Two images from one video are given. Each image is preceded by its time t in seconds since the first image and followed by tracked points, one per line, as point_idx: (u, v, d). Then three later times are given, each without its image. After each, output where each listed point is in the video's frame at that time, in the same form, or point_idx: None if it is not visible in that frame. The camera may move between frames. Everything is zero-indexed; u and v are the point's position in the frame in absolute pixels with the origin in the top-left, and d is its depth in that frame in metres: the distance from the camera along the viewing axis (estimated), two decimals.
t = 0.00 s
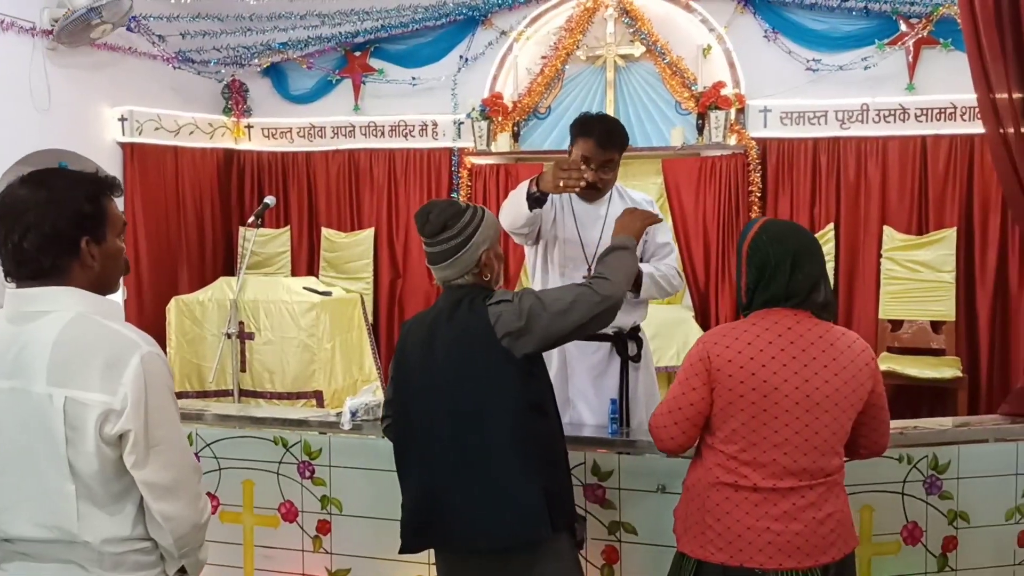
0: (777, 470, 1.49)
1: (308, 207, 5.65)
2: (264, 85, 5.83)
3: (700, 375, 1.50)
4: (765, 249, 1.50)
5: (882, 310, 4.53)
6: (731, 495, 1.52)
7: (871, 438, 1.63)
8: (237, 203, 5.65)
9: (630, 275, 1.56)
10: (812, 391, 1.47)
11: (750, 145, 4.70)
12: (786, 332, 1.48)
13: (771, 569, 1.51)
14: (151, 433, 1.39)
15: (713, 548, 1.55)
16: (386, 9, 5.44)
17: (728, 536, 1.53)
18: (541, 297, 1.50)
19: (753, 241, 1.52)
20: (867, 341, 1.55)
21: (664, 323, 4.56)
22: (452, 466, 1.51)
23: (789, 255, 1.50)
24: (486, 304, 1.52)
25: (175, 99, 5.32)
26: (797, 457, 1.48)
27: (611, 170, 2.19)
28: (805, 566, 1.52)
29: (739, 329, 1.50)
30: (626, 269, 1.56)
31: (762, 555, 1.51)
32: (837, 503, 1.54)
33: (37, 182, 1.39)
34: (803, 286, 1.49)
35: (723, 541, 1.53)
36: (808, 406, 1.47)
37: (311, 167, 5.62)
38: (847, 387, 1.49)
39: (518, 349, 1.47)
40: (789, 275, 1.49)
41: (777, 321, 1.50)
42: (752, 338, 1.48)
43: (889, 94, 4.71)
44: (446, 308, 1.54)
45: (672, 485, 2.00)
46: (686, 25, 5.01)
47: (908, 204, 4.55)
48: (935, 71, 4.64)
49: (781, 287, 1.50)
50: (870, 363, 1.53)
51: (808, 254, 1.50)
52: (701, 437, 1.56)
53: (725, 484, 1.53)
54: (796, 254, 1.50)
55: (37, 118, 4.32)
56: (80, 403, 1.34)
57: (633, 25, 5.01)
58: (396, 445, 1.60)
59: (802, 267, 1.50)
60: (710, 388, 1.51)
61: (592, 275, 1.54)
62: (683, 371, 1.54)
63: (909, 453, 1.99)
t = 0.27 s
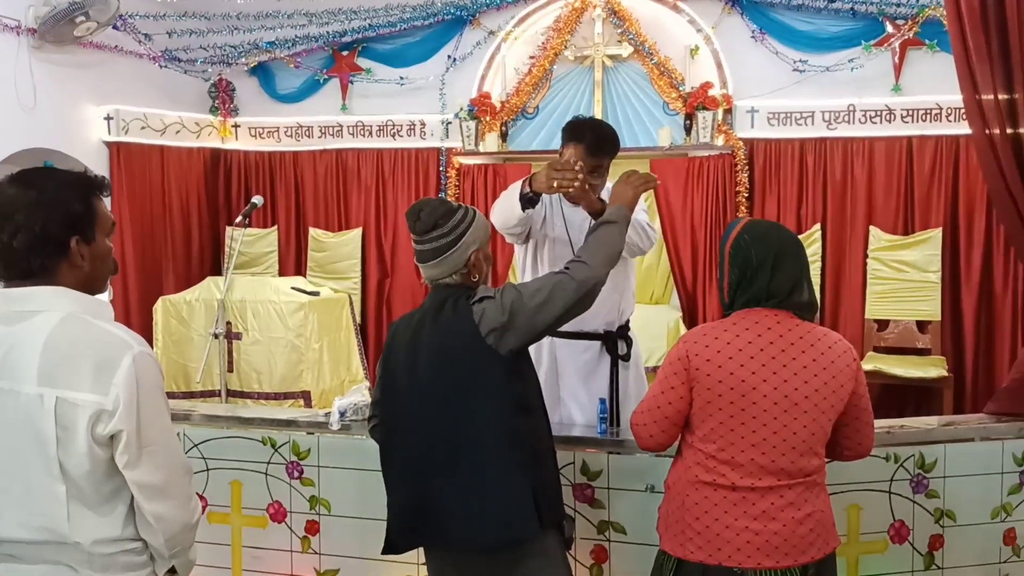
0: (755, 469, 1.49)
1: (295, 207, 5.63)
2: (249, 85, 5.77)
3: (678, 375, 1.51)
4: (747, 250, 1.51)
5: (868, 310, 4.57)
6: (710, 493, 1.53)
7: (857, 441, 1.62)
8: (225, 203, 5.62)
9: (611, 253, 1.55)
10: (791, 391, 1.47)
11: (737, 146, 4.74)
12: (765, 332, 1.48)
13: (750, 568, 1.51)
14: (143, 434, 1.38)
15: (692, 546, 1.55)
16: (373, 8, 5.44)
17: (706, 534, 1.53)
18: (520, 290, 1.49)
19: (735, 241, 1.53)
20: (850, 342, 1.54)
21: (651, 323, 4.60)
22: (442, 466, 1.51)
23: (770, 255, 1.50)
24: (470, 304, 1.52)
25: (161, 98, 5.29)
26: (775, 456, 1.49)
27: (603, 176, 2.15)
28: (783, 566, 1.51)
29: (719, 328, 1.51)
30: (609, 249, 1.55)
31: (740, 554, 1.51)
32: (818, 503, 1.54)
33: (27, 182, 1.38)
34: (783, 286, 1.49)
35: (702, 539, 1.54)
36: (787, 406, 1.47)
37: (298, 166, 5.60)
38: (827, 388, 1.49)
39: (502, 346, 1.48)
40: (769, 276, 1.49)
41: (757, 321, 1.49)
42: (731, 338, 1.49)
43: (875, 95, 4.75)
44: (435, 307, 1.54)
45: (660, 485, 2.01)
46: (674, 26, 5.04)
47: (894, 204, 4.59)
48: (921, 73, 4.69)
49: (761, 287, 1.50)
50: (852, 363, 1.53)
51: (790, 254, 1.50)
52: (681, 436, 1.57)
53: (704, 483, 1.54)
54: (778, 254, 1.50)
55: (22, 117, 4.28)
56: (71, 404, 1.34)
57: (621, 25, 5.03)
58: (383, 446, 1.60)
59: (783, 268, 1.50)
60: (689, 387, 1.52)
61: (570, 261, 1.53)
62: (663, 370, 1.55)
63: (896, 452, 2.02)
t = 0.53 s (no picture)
0: (743, 468, 1.50)
1: (287, 207, 5.61)
2: (242, 84, 5.76)
3: (666, 374, 1.51)
4: (733, 249, 1.52)
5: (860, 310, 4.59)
6: (697, 493, 1.53)
7: (844, 439, 1.63)
8: (216, 203, 5.59)
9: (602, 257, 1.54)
10: (777, 391, 1.47)
11: (730, 145, 4.76)
12: (752, 332, 1.49)
13: (737, 567, 1.52)
14: (139, 433, 1.38)
15: (679, 545, 1.56)
16: (366, 8, 5.45)
17: (693, 533, 1.54)
18: (516, 294, 1.49)
19: (722, 240, 1.54)
20: (836, 342, 1.55)
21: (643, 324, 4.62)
22: (437, 465, 1.51)
23: (757, 255, 1.51)
24: (464, 303, 1.52)
25: (152, 97, 5.26)
26: (761, 456, 1.49)
27: (594, 174, 2.15)
28: (770, 565, 1.52)
29: (706, 328, 1.51)
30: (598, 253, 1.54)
31: (727, 553, 1.51)
32: (805, 502, 1.55)
33: (21, 180, 1.38)
34: (770, 286, 1.50)
35: (689, 538, 1.54)
36: (773, 406, 1.48)
37: (290, 166, 5.58)
38: (814, 387, 1.50)
39: (495, 348, 1.47)
40: (756, 275, 1.50)
41: (744, 321, 1.50)
42: (717, 337, 1.49)
43: (867, 95, 4.77)
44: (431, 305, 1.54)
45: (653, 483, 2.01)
46: (666, 26, 5.05)
47: (885, 204, 4.61)
48: (912, 73, 4.72)
49: (748, 286, 1.50)
50: (838, 363, 1.53)
51: (777, 254, 1.51)
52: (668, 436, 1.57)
53: (691, 482, 1.54)
54: (764, 253, 1.51)
55: (13, 116, 4.25)
56: (67, 403, 1.33)
57: (614, 25, 5.04)
58: (377, 446, 1.60)
59: (770, 267, 1.50)
60: (676, 387, 1.52)
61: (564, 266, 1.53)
62: (650, 370, 1.55)
63: (889, 451, 2.03)
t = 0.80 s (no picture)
0: (736, 469, 1.50)
1: (283, 207, 5.61)
2: (237, 84, 5.75)
3: (661, 376, 1.51)
4: (727, 250, 1.52)
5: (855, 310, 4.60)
6: (690, 493, 1.53)
7: (835, 439, 1.63)
8: (212, 203, 5.58)
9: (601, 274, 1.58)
10: (771, 391, 1.48)
11: (725, 146, 4.77)
12: (746, 333, 1.49)
13: (730, 567, 1.52)
14: (135, 433, 1.38)
15: (672, 546, 1.56)
16: (362, 8, 5.45)
17: (686, 533, 1.54)
18: (528, 302, 1.50)
19: (715, 241, 1.54)
20: (828, 342, 1.56)
21: (641, 326, 4.59)
22: (434, 465, 1.51)
23: (750, 255, 1.51)
24: (470, 303, 1.53)
25: (148, 98, 5.25)
26: (755, 456, 1.49)
27: (587, 172, 2.19)
28: (762, 564, 1.52)
29: (701, 329, 1.51)
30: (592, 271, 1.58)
31: (719, 553, 1.52)
32: (796, 502, 1.56)
33: (16, 180, 1.37)
34: (764, 286, 1.50)
35: (682, 538, 1.55)
36: (767, 407, 1.48)
37: (286, 166, 5.58)
38: (806, 388, 1.50)
39: (501, 352, 1.48)
40: (750, 276, 1.50)
41: (738, 322, 1.50)
42: (712, 338, 1.49)
43: (863, 95, 4.79)
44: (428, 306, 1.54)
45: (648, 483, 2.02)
46: (662, 27, 5.06)
47: (880, 204, 4.62)
48: (906, 74, 4.74)
49: (742, 287, 1.51)
50: (829, 363, 1.54)
51: (770, 255, 1.52)
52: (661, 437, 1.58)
53: (684, 483, 1.54)
54: (757, 254, 1.51)
55: (8, 116, 4.24)
56: (62, 403, 1.33)
57: (610, 26, 5.05)
58: (373, 446, 1.60)
59: (764, 268, 1.51)
60: (671, 388, 1.52)
61: (575, 280, 1.56)
62: (644, 371, 1.55)
63: (884, 451, 2.04)
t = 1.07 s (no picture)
0: (732, 470, 1.50)
1: (281, 208, 5.61)
2: (235, 85, 5.75)
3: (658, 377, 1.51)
4: (725, 252, 1.52)
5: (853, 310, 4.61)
6: (686, 494, 1.54)
7: (830, 440, 1.64)
8: (210, 203, 5.58)
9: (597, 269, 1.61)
10: (768, 393, 1.48)
11: (723, 146, 4.77)
12: (743, 334, 1.50)
13: (726, 567, 1.52)
14: (133, 433, 1.38)
15: (668, 547, 1.57)
16: (360, 8, 5.45)
17: (682, 534, 1.54)
18: (536, 304, 1.50)
19: (713, 242, 1.54)
20: (825, 344, 1.56)
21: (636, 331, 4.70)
22: (434, 466, 1.51)
23: (748, 257, 1.52)
24: (476, 304, 1.52)
25: (146, 98, 5.24)
26: (751, 457, 1.50)
27: (587, 169, 2.22)
28: (758, 565, 1.53)
29: (698, 330, 1.51)
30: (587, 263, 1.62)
31: (715, 553, 1.52)
32: (792, 502, 1.56)
33: (14, 181, 1.37)
34: (761, 288, 1.51)
35: (677, 539, 1.55)
36: (764, 408, 1.48)
37: (284, 166, 5.58)
38: (803, 389, 1.51)
39: (510, 356, 1.48)
40: (748, 277, 1.50)
41: (735, 324, 1.51)
42: (710, 340, 1.49)
43: (861, 96, 4.80)
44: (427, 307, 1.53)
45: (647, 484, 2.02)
46: (660, 27, 5.07)
47: (878, 205, 4.63)
48: (904, 75, 4.75)
49: (740, 289, 1.51)
50: (825, 364, 1.55)
51: (768, 256, 1.52)
52: (659, 438, 1.58)
53: (681, 483, 1.55)
54: (755, 256, 1.52)
55: (6, 116, 4.23)
56: (61, 404, 1.33)
57: (608, 27, 5.05)
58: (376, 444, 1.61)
59: (761, 270, 1.51)
60: (668, 389, 1.52)
61: (580, 279, 1.58)
62: (642, 372, 1.55)
63: (881, 451, 2.04)
